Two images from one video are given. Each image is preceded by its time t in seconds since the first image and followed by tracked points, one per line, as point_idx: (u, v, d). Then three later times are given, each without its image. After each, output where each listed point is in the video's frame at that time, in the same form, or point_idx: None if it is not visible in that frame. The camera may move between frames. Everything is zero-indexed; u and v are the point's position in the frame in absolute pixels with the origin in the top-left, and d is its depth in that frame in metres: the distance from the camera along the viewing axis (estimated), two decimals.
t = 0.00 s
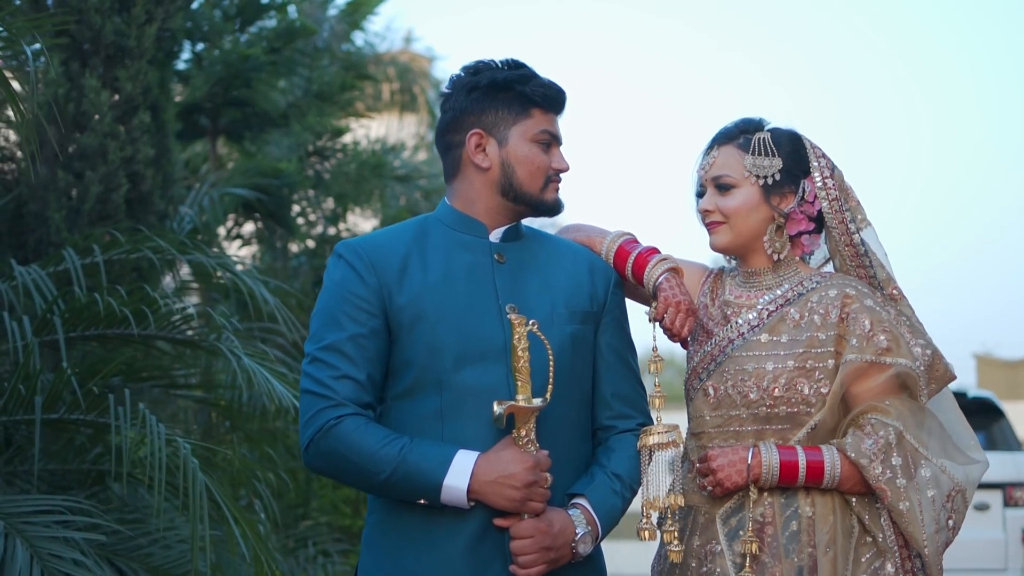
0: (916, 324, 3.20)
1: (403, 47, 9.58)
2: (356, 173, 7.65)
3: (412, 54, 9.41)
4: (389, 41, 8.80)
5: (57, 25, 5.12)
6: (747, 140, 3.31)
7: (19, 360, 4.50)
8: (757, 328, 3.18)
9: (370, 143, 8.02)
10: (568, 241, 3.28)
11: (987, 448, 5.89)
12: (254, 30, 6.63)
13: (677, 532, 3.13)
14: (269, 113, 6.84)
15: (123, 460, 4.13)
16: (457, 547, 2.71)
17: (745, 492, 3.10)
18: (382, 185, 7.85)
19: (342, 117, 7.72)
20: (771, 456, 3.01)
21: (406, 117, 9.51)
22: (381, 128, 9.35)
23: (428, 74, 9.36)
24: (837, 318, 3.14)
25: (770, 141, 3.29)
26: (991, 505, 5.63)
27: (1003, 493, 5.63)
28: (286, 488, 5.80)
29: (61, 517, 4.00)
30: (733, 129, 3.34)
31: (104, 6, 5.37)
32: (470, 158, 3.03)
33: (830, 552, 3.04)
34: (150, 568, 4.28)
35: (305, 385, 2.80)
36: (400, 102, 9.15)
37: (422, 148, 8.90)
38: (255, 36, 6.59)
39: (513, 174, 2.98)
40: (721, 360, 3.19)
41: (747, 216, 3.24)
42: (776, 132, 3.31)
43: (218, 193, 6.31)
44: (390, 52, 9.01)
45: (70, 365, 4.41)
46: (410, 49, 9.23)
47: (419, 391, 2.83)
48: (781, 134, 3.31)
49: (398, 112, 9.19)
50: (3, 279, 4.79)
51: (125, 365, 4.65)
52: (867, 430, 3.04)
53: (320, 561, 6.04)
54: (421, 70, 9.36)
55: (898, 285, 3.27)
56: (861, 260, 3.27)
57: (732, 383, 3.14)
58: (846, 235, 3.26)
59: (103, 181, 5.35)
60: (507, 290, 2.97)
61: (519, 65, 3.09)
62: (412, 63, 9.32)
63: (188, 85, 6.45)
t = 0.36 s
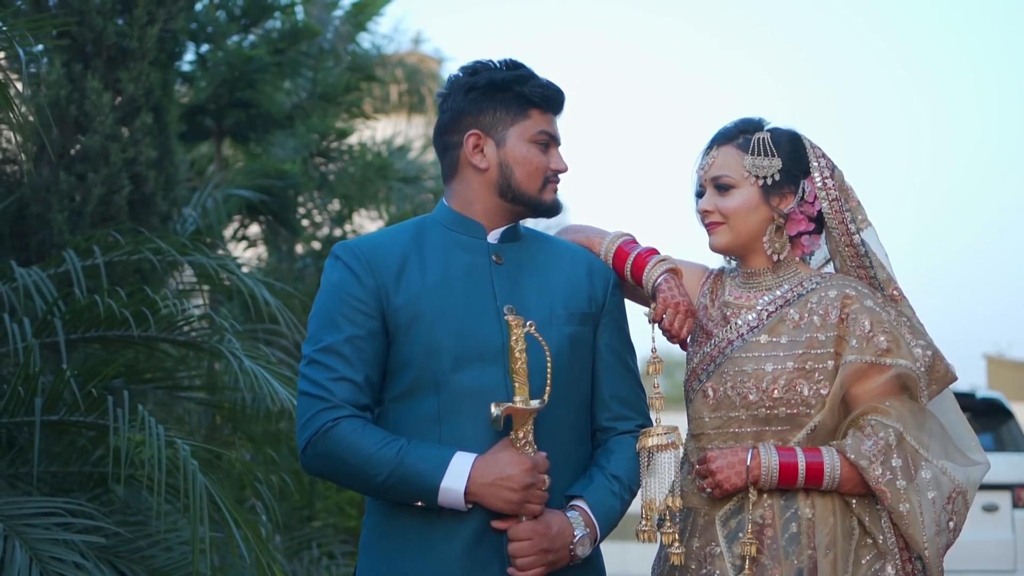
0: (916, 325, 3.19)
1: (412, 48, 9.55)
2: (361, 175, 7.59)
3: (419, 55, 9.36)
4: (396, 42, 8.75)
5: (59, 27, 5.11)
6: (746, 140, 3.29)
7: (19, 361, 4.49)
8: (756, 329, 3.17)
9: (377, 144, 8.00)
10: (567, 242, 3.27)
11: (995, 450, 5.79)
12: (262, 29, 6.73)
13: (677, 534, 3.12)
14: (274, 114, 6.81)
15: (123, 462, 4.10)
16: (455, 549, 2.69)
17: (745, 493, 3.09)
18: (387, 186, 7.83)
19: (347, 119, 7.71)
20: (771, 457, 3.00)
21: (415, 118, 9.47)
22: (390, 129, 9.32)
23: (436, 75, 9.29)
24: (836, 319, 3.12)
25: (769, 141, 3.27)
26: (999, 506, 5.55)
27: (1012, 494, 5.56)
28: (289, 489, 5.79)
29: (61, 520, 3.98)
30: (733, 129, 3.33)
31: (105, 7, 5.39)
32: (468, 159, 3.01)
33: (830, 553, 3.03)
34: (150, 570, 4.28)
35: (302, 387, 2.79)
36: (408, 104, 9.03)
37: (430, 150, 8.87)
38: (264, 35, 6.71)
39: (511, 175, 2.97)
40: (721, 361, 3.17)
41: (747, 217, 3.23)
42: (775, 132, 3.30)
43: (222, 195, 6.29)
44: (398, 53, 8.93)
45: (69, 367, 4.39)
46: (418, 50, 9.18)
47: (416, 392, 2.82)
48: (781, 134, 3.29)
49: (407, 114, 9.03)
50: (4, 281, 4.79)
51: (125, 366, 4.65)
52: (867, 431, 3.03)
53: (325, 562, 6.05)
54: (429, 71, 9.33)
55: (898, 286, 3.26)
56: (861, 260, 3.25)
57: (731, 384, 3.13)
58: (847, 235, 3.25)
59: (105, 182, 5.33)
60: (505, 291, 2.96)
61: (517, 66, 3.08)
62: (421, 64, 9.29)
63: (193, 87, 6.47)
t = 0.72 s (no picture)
0: (918, 325, 3.16)
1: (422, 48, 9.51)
2: (368, 176, 7.60)
3: (428, 54, 9.31)
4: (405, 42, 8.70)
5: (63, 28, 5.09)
6: (747, 139, 3.28)
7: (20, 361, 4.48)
8: (757, 329, 3.15)
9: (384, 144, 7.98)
10: (568, 242, 3.25)
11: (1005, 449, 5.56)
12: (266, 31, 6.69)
13: (677, 535, 3.10)
14: (280, 114, 6.81)
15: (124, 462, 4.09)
16: (453, 550, 2.68)
17: (746, 494, 3.08)
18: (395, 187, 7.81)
19: (353, 119, 7.69)
20: (771, 458, 2.98)
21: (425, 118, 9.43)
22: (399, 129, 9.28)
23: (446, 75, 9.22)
24: (837, 319, 3.11)
25: (770, 140, 3.26)
26: (1009, 506, 5.34)
27: None
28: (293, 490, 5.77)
29: (62, 522, 3.97)
30: (734, 128, 3.31)
31: (109, 8, 5.40)
32: (467, 158, 3.00)
33: (830, 555, 3.01)
34: (152, 571, 4.26)
35: (301, 387, 2.78)
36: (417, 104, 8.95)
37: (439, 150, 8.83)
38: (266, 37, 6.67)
39: (511, 174, 2.96)
40: (721, 361, 3.16)
41: (747, 216, 3.21)
42: (776, 131, 3.28)
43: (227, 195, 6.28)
44: (408, 52, 8.86)
45: (71, 367, 4.38)
46: (429, 50, 9.12)
47: (415, 392, 2.81)
48: (782, 133, 3.27)
49: (416, 114, 8.89)
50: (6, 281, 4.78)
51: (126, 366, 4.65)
52: (868, 432, 3.01)
53: (330, 563, 6.03)
54: (438, 71, 9.29)
55: (900, 285, 3.24)
56: (863, 260, 3.23)
57: (732, 385, 3.12)
58: (848, 234, 3.22)
59: (109, 182, 5.33)
60: (505, 291, 2.95)
61: (516, 65, 3.07)
62: (430, 64, 9.25)
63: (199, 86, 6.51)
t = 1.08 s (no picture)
0: (919, 324, 3.15)
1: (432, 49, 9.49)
2: (373, 175, 7.61)
3: (437, 54, 9.26)
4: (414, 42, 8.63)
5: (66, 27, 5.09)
6: (747, 138, 3.27)
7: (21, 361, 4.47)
8: (757, 329, 3.14)
9: (391, 144, 7.96)
10: (567, 241, 3.24)
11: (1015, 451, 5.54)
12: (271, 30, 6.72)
13: (677, 535, 3.09)
14: (285, 114, 6.78)
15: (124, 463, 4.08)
16: (451, 550, 2.67)
17: (745, 494, 3.07)
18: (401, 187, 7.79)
19: (358, 119, 7.68)
20: (771, 458, 2.97)
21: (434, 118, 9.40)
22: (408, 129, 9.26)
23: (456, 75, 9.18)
24: (837, 318, 3.09)
25: (770, 139, 3.25)
26: (1017, 506, 5.27)
27: None
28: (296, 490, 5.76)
29: (63, 522, 3.96)
30: (733, 126, 3.30)
31: (112, 7, 5.39)
32: (466, 157, 2.99)
33: (830, 555, 2.99)
34: (153, 571, 4.26)
35: (299, 387, 2.77)
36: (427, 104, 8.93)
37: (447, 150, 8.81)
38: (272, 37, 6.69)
39: (509, 173, 2.95)
40: (721, 361, 3.15)
41: (747, 215, 3.20)
42: (776, 129, 3.27)
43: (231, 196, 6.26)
44: (417, 53, 8.81)
45: (71, 367, 4.37)
46: (438, 50, 9.08)
47: (413, 392, 2.80)
48: (782, 132, 3.26)
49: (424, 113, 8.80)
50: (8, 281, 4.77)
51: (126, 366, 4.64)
52: (868, 431, 3.00)
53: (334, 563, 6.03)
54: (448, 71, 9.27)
55: (901, 285, 3.22)
56: (864, 259, 3.21)
57: (731, 384, 3.11)
58: (849, 233, 3.21)
59: (112, 182, 5.32)
60: (503, 290, 2.94)
61: (515, 63, 3.06)
62: (439, 64, 9.22)
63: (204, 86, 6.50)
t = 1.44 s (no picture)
0: (922, 322, 3.13)
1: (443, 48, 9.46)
2: (380, 175, 7.60)
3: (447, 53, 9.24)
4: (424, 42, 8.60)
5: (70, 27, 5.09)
6: (749, 136, 3.25)
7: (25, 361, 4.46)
8: (759, 328, 3.13)
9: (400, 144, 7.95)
10: (569, 240, 3.23)
11: None
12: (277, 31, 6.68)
13: (680, 535, 3.07)
14: (292, 114, 6.77)
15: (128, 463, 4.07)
16: (452, 551, 2.66)
17: (748, 494, 3.05)
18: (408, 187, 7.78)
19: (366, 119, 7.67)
20: (773, 458, 2.96)
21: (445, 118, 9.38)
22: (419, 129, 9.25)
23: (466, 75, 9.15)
24: (840, 317, 3.08)
25: (772, 137, 3.23)
26: None
27: None
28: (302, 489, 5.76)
29: (66, 523, 3.95)
30: (735, 124, 3.29)
31: (116, 7, 5.38)
32: (467, 156, 2.98)
33: (833, 555, 2.98)
34: (157, 571, 4.25)
35: (299, 387, 2.76)
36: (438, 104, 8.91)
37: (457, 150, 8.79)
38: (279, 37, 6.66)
39: (510, 172, 2.94)
40: (723, 360, 3.13)
41: (749, 213, 3.19)
42: (778, 127, 3.26)
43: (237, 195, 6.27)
44: (428, 52, 8.79)
45: (74, 367, 4.36)
46: (448, 50, 9.05)
47: (414, 392, 2.79)
48: (784, 129, 3.25)
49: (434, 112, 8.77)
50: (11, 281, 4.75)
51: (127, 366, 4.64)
52: (871, 430, 2.98)
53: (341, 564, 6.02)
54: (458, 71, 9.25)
55: (904, 283, 3.20)
56: (867, 257, 3.19)
57: (734, 383, 3.09)
58: (851, 231, 3.19)
59: (117, 182, 5.31)
60: (504, 290, 2.93)
61: (516, 62, 3.04)
62: (449, 64, 9.20)
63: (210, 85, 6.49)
